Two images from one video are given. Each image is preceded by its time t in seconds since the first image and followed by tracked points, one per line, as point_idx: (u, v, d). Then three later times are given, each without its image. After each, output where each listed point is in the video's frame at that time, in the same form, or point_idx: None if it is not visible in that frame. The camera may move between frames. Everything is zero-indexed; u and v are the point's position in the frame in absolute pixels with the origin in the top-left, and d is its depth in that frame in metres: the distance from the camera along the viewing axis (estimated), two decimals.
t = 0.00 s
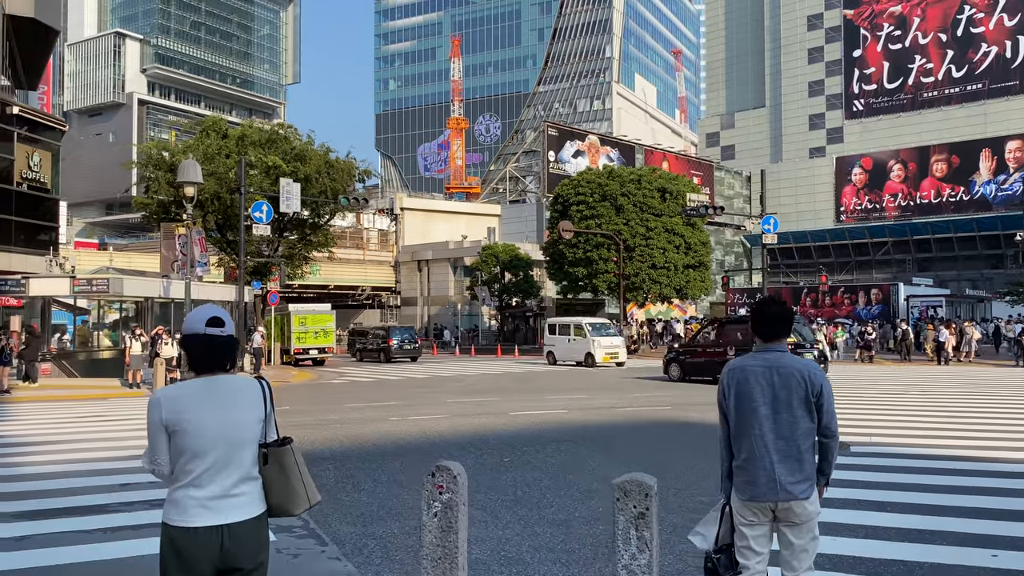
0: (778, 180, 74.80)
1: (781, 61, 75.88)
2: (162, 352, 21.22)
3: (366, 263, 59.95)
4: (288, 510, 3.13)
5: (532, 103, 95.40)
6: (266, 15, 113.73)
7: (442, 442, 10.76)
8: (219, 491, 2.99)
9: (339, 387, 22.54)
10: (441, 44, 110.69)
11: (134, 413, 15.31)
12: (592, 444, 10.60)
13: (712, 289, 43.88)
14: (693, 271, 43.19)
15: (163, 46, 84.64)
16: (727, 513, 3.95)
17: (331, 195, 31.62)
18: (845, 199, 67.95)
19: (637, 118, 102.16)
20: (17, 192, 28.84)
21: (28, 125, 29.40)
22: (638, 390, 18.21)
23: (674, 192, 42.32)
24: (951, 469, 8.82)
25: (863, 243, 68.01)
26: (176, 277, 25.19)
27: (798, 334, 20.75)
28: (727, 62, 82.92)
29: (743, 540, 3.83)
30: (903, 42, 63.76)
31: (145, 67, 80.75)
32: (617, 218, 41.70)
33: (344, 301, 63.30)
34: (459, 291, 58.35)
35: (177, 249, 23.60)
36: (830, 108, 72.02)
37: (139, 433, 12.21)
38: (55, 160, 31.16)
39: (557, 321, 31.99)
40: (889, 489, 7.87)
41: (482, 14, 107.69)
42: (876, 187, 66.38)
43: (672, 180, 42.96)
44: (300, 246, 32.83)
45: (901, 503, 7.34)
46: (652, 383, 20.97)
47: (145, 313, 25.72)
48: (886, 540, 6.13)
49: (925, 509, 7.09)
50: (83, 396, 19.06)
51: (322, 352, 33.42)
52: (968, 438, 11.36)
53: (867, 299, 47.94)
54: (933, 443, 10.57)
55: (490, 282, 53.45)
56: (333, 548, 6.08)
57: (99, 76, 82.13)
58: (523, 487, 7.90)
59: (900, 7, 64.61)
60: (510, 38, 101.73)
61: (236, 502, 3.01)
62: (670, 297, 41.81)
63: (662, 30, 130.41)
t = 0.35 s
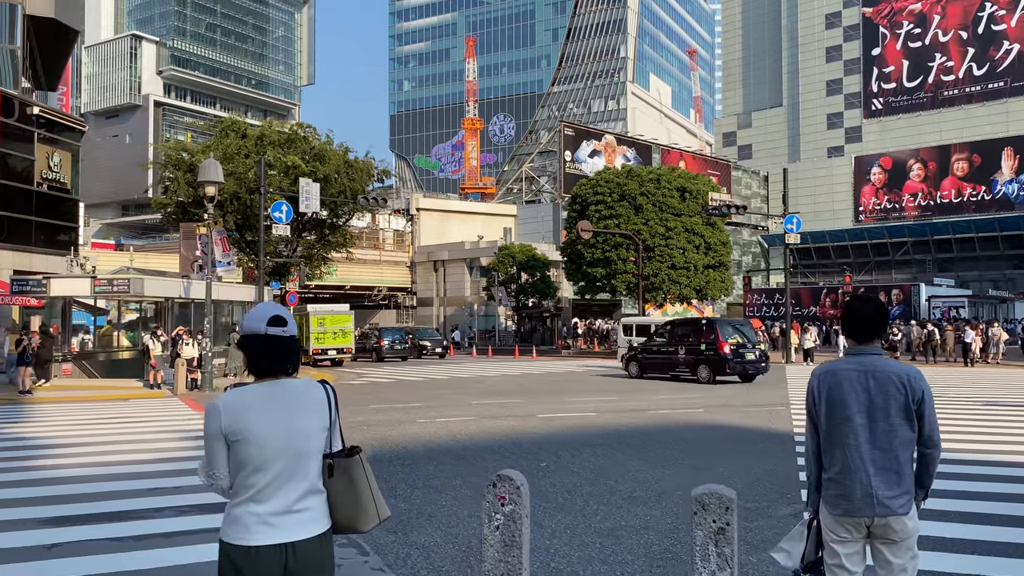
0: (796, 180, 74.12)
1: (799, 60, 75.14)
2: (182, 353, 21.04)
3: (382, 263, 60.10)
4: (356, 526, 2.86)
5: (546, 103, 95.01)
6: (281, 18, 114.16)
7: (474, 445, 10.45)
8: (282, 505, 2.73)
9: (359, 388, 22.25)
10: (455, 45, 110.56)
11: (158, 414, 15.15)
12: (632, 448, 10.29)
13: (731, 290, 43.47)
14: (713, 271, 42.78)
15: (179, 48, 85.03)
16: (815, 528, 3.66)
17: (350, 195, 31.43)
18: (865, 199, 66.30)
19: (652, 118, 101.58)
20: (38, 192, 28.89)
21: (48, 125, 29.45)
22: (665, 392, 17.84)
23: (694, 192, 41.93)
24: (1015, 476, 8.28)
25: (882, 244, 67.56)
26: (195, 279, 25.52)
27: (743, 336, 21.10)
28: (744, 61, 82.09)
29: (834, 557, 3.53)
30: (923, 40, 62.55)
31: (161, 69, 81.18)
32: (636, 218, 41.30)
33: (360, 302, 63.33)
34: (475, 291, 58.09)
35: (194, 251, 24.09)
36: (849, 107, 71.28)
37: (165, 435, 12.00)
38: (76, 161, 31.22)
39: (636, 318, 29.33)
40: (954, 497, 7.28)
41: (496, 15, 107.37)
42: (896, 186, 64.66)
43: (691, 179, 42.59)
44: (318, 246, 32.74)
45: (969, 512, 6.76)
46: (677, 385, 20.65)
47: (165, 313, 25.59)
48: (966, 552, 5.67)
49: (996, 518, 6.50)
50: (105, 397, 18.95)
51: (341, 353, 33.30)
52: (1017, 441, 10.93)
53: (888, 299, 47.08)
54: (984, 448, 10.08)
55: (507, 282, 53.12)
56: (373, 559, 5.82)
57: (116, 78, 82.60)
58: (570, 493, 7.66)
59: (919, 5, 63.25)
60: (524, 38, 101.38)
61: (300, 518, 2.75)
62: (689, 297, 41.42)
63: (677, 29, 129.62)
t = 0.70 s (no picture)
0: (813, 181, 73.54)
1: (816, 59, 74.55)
2: (205, 354, 21.00)
3: (398, 264, 60.19)
4: (446, 546, 2.66)
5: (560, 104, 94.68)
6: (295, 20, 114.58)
7: (506, 449, 10.22)
8: (367, 524, 2.53)
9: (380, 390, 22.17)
10: (469, 46, 110.43)
11: (183, 416, 14.98)
12: (669, 452, 10.05)
13: (751, 290, 43.11)
14: (733, 272, 42.45)
15: (195, 50, 85.47)
16: (914, 544, 3.38)
17: (369, 196, 31.35)
18: (883, 199, 65.21)
19: (666, 118, 101.03)
20: (59, 193, 28.91)
21: (68, 126, 29.46)
22: (691, 395, 17.55)
23: (714, 192, 41.59)
24: None
25: (901, 244, 66.18)
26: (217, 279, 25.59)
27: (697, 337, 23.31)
28: (761, 61, 81.29)
29: None
30: (942, 39, 61.79)
31: (177, 71, 81.78)
32: (655, 218, 41.06)
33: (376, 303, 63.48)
34: (491, 292, 57.85)
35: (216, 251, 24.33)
36: (867, 107, 70.65)
37: (193, 437, 11.84)
38: (96, 161, 31.22)
39: (733, 322, 24.97)
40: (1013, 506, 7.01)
41: (510, 16, 107.11)
42: (915, 186, 63.61)
43: (712, 179, 42.27)
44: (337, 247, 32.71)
45: None
46: (702, 387, 20.42)
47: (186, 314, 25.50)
48: None
49: None
50: (127, 398, 18.81)
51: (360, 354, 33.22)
52: None
53: (909, 301, 46.30)
54: None
55: (524, 283, 52.89)
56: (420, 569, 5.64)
57: (133, 80, 82.87)
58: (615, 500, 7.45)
59: (939, 3, 62.40)
60: (538, 38, 101.16)
61: (387, 537, 2.55)
62: (709, 298, 41.10)
63: (692, 29, 128.82)
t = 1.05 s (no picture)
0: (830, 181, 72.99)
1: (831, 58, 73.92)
2: (227, 355, 20.89)
3: (412, 265, 60.38)
4: (555, 565, 2.48)
5: (573, 104, 94.35)
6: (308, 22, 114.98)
7: (541, 454, 10.01)
8: (475, 542, 2.36)
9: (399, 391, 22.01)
10: (481, 47, 110.30)
11: (208, 417, 14.85)
12: (709, 456, 9.85)
13: (770, 291, 42.78)
14: (751, 273, 42.14)
15: (208, 52, 85.80)
16: None
17: (387, 196, 31.22)
18: (901, 199, 64.38)
19: (680, 119, 100.46)
20: (78, 195, 28.96)
21: (86, 128, 29.46)
22: (718, 398, 17.27)
23: (733, 192, 41.36)
24: None
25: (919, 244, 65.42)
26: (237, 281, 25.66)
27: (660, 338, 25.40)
28: (776, 60, 80.72)
29: None
30: (960, 37, 60.89)
31: (191, 72, 82.26)
32: (673, 219, 40.84)
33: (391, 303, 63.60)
34: (506, 293, 57.63)
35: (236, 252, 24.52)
36: (883, 106, 69.98)
37: (222, 440, 11.66)
38: (114, 162, 31.25)
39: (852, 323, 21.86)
40: None
41: (523, 16, 106.85)
42: (932, 186, 62.65)
43: (730, 179, 41.99)
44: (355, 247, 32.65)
45: None
46: (728, 389, 20.13)
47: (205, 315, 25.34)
48: None
49: None
50: (150, 399, 18.73)
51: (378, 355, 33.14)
52: None
53: (928, 302, 45.59)
54: None
55: (539, 284, 52.68)
56: None
57: (146, 82, 83.09)
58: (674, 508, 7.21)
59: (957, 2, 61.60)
60: (551, 39, 100.88)
61: (494, 556, 2.38)
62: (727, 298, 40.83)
63: (705, 29, 128.01)
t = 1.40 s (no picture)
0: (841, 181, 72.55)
1: (844, 58, 73.50)
2: (244, 355, 20.73)
3: (424, 265, 60.34)
4: None
5: (582, 105, 94.01)
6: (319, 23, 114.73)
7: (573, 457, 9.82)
8: (590, 558, 2.20)
9: (416, 392, 21.84)
10: (490, 47, 110.13)
11: (231, 418, 14.70)
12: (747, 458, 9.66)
13: (785, 292, 42.57)
14: (767, 273, 41.94)
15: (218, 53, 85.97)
16: None
17: (402, 197, 31.12)
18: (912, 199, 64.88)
19: (689, 119, 99.99)
20: (94, 194, 28.90)
21: (101, 127, 29.41)
22: (739, 400, 17.04)
23: (748, 192, 41.25)
24: None
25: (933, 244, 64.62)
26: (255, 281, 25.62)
27: (625, 338, 27.63)
28: (788, 60, 80.02)
29: None
30: (974, 36, 60.30)
31: (201, 74, 82.51)
32: (688, 219, 40.69)
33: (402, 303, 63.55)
34: (518, 294, 57.37)
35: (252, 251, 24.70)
36: (896, 106, 69.50)
37: (248, 441, 11.49)
38: (129, 162, 31.21)
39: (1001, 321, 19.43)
40: None
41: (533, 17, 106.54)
42: (946, 186, 63.12)
43: (746, 179, 41.86)
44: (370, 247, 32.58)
45: None
46: (753, 391, 19.79)
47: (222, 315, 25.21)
48: None
49: None
50: (169, 400, 18.63)
51: (392, 356, 32.98)
52: None
53: (943, 302, 45.02)
54: None
55: (552, 284, 52.42)
56: None
57: (156, 84, 83.04)
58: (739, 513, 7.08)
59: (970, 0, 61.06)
60: (560, 39, 100.62)
61: (610, 571, 2.22)
62: (743, 299, 40.66)
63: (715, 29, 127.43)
